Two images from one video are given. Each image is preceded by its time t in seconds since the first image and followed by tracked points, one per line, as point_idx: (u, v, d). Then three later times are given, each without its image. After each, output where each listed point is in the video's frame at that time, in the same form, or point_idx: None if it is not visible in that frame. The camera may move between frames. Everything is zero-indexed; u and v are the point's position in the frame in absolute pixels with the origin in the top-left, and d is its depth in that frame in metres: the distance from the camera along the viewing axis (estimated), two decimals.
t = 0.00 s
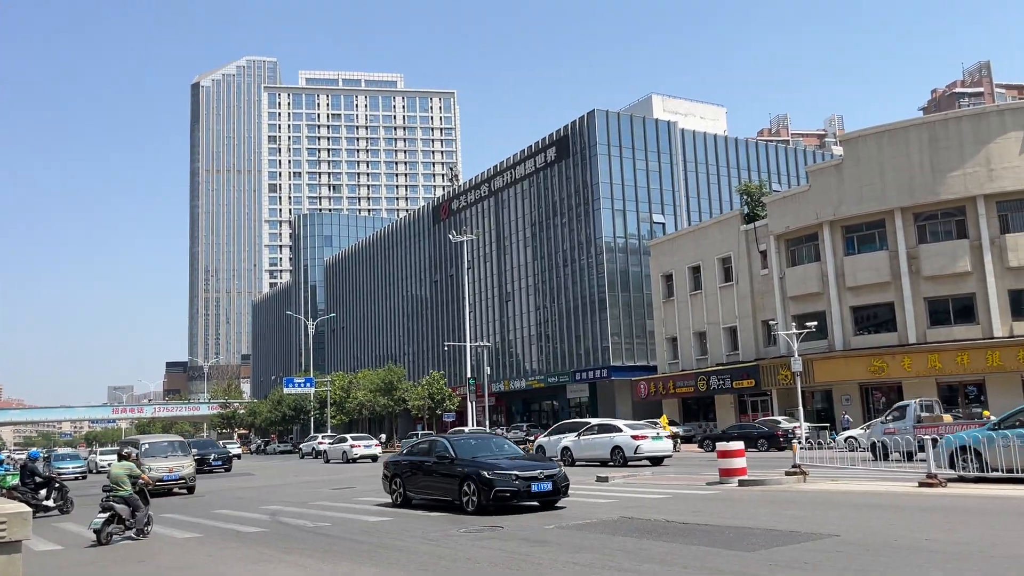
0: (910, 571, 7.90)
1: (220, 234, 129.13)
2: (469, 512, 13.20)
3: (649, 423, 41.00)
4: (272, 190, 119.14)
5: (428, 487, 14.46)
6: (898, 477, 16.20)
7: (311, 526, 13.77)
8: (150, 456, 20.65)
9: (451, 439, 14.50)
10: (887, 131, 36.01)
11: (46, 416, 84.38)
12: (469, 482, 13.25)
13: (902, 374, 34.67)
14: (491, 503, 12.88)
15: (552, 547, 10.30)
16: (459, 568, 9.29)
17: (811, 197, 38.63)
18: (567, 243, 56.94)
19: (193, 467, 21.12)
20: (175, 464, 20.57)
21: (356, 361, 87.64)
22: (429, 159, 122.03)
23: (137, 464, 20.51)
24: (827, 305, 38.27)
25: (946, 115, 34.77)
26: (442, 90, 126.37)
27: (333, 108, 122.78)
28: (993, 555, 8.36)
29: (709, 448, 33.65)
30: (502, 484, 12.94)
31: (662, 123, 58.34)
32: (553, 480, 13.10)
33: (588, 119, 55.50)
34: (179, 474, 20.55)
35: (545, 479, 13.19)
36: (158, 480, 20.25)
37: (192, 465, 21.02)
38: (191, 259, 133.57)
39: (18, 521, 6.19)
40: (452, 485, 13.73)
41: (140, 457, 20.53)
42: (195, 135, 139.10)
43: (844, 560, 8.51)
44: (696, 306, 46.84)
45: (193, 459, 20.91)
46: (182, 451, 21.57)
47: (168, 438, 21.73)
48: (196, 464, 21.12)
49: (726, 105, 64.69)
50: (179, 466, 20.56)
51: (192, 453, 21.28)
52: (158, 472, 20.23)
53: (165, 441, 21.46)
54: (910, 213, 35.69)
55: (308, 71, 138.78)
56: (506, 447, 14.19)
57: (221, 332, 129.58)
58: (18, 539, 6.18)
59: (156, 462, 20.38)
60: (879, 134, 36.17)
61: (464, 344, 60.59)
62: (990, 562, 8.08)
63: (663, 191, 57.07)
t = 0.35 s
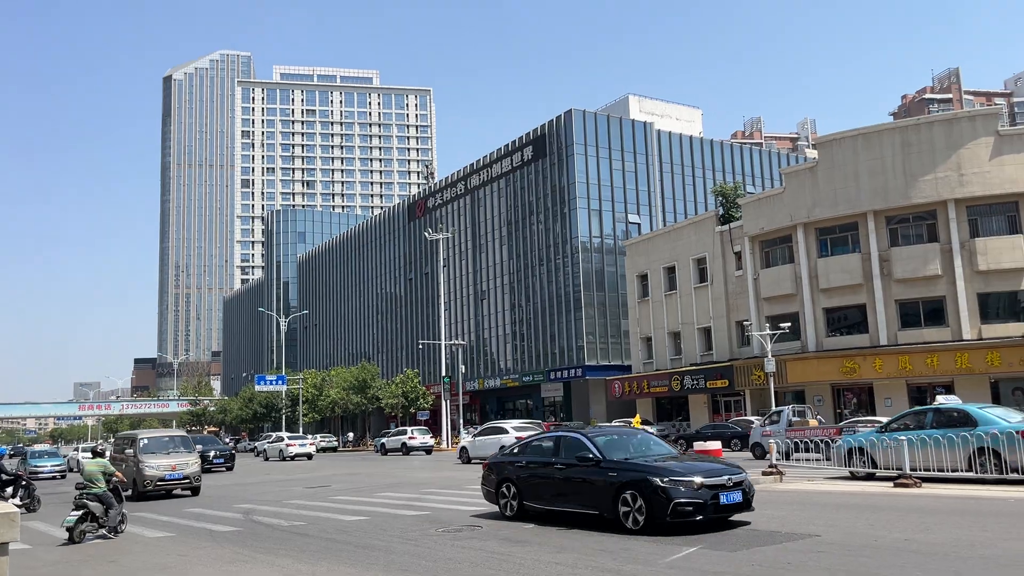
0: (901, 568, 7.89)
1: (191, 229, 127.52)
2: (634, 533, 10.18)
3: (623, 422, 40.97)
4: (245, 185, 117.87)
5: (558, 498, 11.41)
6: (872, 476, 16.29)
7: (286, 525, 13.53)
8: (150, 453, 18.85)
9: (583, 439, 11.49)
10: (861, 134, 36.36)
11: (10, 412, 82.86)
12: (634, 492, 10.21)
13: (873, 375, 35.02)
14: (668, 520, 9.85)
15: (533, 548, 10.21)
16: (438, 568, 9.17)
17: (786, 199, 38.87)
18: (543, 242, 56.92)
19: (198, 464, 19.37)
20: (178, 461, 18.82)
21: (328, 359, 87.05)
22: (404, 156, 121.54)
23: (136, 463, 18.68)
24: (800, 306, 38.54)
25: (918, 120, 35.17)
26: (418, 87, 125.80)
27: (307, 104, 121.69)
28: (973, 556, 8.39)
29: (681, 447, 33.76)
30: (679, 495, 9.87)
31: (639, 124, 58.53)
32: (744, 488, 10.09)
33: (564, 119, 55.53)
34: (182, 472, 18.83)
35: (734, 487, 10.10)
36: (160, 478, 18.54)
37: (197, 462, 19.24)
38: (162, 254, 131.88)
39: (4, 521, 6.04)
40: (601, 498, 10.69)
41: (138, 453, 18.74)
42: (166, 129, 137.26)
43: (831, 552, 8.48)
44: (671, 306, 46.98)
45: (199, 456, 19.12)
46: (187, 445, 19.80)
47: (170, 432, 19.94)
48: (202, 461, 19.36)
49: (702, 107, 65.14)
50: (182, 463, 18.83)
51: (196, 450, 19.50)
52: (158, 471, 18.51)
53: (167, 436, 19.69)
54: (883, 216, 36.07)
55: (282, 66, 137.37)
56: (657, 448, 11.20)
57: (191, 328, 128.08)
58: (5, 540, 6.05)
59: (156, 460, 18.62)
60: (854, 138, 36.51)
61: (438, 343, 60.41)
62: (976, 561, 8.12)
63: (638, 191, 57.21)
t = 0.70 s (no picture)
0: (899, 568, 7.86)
1: (173, 229, 126.46)
2: (999, 574, 6.70)
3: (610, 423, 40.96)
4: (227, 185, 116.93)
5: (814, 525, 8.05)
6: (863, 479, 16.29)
7: (274, 527, 13.35)
8: (171, 456, 15.98)
9: (858, 431, 7.88)
10: (845, 137, 36.53)
11: None
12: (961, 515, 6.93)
13: (858, 377, 35.18)
14: None
15: (527, 549, 10.12)
16: (432, 570, 9.07)
17: (771, 202, 38.97)
18: (528, 243, 56.80)
19: (228, 467, 16.47)
20: (204, 465, 15.94)
21: (311, 361, 86.54)
22: (388, 156, 121.22)
23: (157, 468, 15.72)
24: (785, 308, 38.65)
25: (902, 123, 35.38)
26: (402, 88, 125.44)
27: (291, 104, 120.85)
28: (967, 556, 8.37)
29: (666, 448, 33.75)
30: None
31: (624, 126, 58.62)
32: None
33: (550, 120, 55.46)
34: (210, 478, 15.94)
35: None
36: (184, 485, 15.66)
37: (226, 465, 16.36)
38: (143, 254, 130.66)
39: (18, 526, 5.51)
40: (924, 520, 7.12)
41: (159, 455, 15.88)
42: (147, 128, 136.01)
43: (827, 551, 8.45)
44: (656, 308, 47.00)
45: (228, 459, 16.25)
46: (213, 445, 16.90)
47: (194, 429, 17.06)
48: (232, 463, 16.47)
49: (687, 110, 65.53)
50: (209, 468, 15.95)
51: (225, 451, 16.61)
52: (182, 476, 15.63)
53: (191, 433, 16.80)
54: (867, 218, 36.28)
55: (265, 65, 136.53)
56: (967, 446, 7.67)
57: (172, 329, 126.88)
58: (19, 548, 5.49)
59: (179, 463, 15.76)
60: (838, 140, 36.68)
61: (423, 344, 60.19)
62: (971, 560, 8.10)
63: (624, 193, 57.22)
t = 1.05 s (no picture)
0: None
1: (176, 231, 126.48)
2: None
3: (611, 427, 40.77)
4: (229, 187, 116.94)
5: None
6: (873, 488, 16.08)
7: (278, 530, 13.16)
8: (225, 457, 14.34)
9: None
10: (852, 143, 36.41)
11: None
12: None
13: (862, 384, 34.98)
14: None
15: (537, 555, 9.92)
16: None
17: (776, 207, 38.81)
18: (531, 247, 56.64)
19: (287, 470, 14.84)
20: (262, 468, 14.29)
21: (312, 363, 86.47)
22: (391, 159, 121.16)
23: (208, 470, 14.10)
24: (789, 314, 38.44)
25: (909, 130, 35.25)
26: (406, 91, 125.49)
27: (294, 107, 120.79)
28: (987, 567, 8.18)
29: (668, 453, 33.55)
30: None
31: (628, 131, 58.57)
32: None
33: (554, 123, 55.36)
34: (268, 483, 14.30)
35: None
36: (240, 491, 14.02)
37: (285, 469, 14.73)
38: (145, 255, 130.69)
39: (42, 525, 4.52)
40: None
41: (210, 457, 14.21)
42: (151, 129, 136.09)
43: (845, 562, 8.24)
44: (659, 312, 46.84)
45: (288, 463, 14.60)
46: (268, 447, 15.27)
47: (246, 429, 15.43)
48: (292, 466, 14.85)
49: (691, 115, 65.50)
50: (267, 472, 14.31)
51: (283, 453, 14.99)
52: (237, 481, 13.98)
53: (244, 434, 15.18)
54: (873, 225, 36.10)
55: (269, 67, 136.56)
56: None
57: (173, 331, 126.82)
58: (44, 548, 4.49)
59: (234, 466, 14.11)
60: (844, 146, 36.56)
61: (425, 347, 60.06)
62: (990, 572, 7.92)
63: (627, 198, 57.13)
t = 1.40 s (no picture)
0: None
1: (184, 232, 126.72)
2: None
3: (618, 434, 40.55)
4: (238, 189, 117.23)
5: None
6: (886, 499, 15.89)
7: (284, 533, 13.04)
8: (298, 461, 12.27)
9: None
10: (862, 151, 36.22)
11: None
12: None
13: (871, 394, 34.69)
14: None
15: (546, 563, 9.77)
16: None
17: (785, 215, 38.60)
18: (539, 253, 56.50)
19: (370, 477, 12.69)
20: (343, 475, 12.14)
21: (318, 366, 86.46)
22: (399, 164, 121.22)
23: (279, 478, 12.04)
24: (798, 323, 38.19)
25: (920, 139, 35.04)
26: (415, 96, 125.66)
27: (304, 110, 120.99)
28: None
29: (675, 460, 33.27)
30: None
31: (638, 137, 58.47)
32: None
33: (564, 128, 55.27)
34: (350, 493, 12.12)
35: None
36: (319, 501, 11.85)
37: (368, 475, 12.58)
38: (153, 256, 131.00)
39: (40, 529, 4.82)
40: None
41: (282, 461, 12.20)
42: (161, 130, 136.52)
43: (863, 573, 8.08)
44: (667, 319, 46.63)
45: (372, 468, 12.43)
46: (345, 450, 13.20)
47: (318, 428, 13.38)
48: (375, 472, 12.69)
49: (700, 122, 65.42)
50: (350, 479, 12.13)
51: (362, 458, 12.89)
52: (315, 489, 11.83)
53: (316, 434, 13.13)
54: (883, 234, 35.85)
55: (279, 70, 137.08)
56: None
57: (180, 332, 126.95)
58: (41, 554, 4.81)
59: (310, 471, 11.99)
60: (855, 154, 36.36)
61: (432, 351, 59.88)
62: None
63: (636, 204, 56.97)
